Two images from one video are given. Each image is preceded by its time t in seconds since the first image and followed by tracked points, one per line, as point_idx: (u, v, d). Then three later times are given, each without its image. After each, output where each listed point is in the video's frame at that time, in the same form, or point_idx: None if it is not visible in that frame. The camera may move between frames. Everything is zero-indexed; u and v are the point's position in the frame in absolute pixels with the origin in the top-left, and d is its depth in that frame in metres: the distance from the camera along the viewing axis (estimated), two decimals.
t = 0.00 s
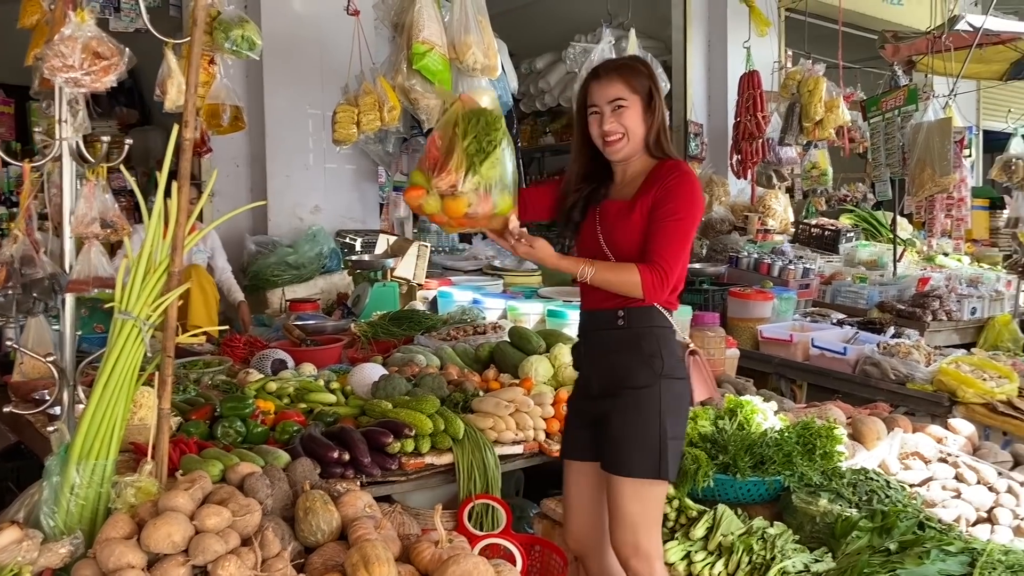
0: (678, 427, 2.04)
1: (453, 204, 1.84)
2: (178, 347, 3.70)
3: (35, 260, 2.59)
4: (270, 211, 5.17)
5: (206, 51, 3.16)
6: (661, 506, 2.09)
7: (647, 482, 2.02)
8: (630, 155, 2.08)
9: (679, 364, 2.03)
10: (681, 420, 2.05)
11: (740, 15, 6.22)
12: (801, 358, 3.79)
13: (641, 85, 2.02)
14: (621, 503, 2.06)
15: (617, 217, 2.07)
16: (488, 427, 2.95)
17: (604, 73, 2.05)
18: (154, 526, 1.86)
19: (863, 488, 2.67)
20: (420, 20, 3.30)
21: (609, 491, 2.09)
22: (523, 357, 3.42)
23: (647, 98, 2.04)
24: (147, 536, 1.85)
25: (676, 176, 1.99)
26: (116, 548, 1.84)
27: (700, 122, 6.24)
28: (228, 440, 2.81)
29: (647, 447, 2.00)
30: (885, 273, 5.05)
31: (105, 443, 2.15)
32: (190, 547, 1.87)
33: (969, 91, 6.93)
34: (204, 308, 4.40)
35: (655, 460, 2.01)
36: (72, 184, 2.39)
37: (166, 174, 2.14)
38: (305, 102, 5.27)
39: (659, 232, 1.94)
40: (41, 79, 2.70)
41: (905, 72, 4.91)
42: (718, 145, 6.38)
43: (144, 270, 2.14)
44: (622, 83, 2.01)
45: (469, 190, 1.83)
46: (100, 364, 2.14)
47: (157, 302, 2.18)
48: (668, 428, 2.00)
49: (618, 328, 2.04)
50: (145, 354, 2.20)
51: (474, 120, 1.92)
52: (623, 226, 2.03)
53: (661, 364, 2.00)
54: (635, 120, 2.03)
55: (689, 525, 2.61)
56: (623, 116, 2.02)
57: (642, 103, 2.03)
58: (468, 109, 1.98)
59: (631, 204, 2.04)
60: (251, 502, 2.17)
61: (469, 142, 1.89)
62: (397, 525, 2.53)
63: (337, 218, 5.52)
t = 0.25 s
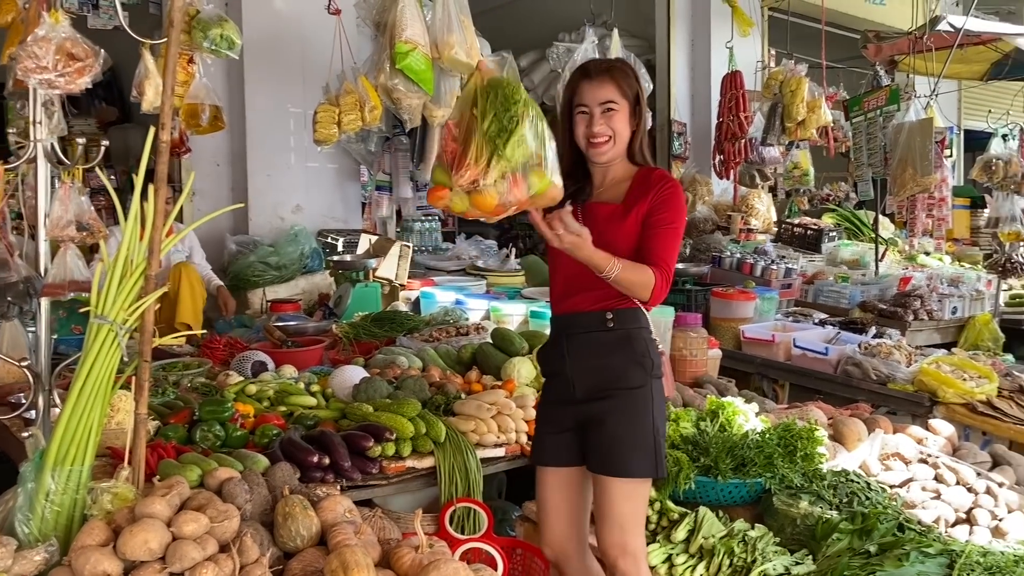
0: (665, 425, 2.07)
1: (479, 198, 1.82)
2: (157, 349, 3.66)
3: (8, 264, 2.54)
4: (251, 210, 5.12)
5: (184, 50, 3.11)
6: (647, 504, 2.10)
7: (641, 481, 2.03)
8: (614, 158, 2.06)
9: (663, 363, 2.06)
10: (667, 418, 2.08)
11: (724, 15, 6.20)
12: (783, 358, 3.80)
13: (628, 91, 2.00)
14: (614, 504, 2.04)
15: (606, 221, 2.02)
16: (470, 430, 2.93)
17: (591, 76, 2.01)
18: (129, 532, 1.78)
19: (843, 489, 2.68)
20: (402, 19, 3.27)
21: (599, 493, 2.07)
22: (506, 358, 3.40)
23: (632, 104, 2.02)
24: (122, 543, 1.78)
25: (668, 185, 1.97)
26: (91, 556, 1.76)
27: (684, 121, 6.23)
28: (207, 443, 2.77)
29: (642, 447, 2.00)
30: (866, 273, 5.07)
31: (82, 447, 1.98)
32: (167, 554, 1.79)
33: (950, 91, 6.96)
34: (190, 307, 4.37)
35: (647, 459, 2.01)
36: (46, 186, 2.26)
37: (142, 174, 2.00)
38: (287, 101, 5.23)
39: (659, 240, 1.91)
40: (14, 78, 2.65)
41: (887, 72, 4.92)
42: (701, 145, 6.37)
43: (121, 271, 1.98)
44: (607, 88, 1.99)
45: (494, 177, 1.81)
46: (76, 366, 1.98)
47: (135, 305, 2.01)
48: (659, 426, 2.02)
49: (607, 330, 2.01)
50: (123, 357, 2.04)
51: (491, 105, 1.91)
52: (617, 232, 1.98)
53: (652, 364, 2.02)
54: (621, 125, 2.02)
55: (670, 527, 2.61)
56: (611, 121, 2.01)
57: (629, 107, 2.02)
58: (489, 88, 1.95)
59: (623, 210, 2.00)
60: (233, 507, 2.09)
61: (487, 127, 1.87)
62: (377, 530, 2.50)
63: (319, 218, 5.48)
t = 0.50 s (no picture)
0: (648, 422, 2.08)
1: (492, 193, 1.80)
2: (141, 348, 3.63)
3: None
4: (235, 208, 5.09)
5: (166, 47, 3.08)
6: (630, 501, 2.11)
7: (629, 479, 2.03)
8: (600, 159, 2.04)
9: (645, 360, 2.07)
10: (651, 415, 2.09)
11: (710, 13, 6.20)
12: (768, 356, 3.81)
13: (614, 93, 1.98)
14: (600, 504, 2.04)
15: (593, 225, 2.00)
16: (455, 430, 2.92)
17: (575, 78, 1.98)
18: (110, 536, 1.75)
19: (827, 488, 2.69)
20: (388, 17, 3.25)
21: (585, 492, 2.06)
22: (492, 357, 3.40)
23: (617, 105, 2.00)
24: (103, 546, 1.74)
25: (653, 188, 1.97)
26: (72, 559, 1.72)
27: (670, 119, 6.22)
28: (191, 444, 2.74)
29: (629, 445, 2.01)
30: (851, 271, 5.09)
31: (63, 448, 1.92)
32: (149, 557, 1.76)
33: (934, 90, 7.00)
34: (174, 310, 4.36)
35: (633, 457, 2.02)
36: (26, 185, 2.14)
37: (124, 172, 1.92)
38: (271, 99, 5.19)
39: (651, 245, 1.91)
40: None
41: (872, 71, 4.94)
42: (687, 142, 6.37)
43: (102, 272, 1.92)
44: (594, 90, 1.96)
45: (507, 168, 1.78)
46: (58, 365, 1.92)
47: (117, 305, 1.95)
48: (645, 423, 2.04)
49: (592, 329, 2.00)
50: (105, 357, 1.98)
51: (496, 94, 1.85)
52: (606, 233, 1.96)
53: (636, 361, 2.03)
54: (608, 125, 2.00)
55: (655, 526, 2.61)
56: (597, 122, 1.98)
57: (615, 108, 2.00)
58: (495, 73, 1.88)
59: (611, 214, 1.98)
60: (216, 509, 2.06)
61: (493, 117, 1.82)
62: (362, 531, 2.48)
63: (304, 216, 5.44)
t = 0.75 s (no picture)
0: (636, 423, 2.05)
1: (476, 209, 1.71)
2: (124, 346, 3.59)
3: None
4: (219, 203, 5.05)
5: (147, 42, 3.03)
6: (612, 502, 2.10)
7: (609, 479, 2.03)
8: (564, 168, 2.01)
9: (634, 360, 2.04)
10: (639, 415, 2.06)
11: (695, 9, 6.19)
12: (752, 352, 3.83)
13: (554, 106, 1.91)
14: (577, 505, 2.04)
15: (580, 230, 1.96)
16: (440, 428, 2.91)
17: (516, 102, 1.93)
18: (92, 537, 1.72)
19: (810, 485, 2.71)
20: (373, 12, 3.22)
21: (563, 491, 2.06)
22: (477, 355, 3.40)
23: (566, 113, 1.93)
24: (84, 548, 1.71)
25: (628, 184, 1.94)
26: (53, 560, 1.69)
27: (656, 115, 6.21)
28: (174, 443, 2.72)
29: (609, 445, 2.00)
30: (835, 266, 5.12)
31: (43, 449, 1.88)
32: (131, 558, 1.74)
33: (917, 87, 7.03)
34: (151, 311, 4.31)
35: (614, 458, 2.01)
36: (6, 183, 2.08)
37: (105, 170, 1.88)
38: (255, 94, 5.15)
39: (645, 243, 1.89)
40: None
41: (856, 68, 4.96)
42: (672, 139, 6.35)
43: (82, 271, 1.89)
44: (535, 109, 1.90)
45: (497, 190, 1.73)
46: (38, 364, 1.88)
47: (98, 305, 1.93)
48: (629, 423, 2.02)
49: (573, 331, 1.99)
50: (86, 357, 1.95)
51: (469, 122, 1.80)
52: (597, 241, 1.94)
53: (620, 362, 2.00)
54: (559, 138, 1.95)
55: (640, 523, 2.61)
56: (545, 141, 1.93)
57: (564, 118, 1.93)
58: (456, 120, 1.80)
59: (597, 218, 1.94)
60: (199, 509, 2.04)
61: (465, 144, 1.74)
62: (346, 529, 2.46)
63: (288, 212, 5.41)
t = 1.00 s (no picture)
0: (624, 427, 2.00)
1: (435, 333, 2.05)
2: (110, 342, 3.57)
3: None
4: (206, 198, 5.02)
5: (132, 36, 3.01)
6: (588, 506, 2.05)
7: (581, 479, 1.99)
8: (528, 183, 2.00)
9: (625, 366, 2.00)
10: (630, 419, 2.01)
11: (684, 4, 6.18)
12: (740, 347, 3.84)
13: (494, 129, 1.90)
14: (546, 500, 2.02)
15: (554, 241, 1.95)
16: (428, 424, 2.92)
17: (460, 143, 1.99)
18: (79, 534, 1.70)
19: (798, 479, 2.72)
20: (360, 7, 3.20)
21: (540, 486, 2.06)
22: (466, 350, 3.40)
23: (509, 132, 1.91)
24: (71, 545, 1.70)
25: (585, 183, 1.90)
26: (39, 558, 1.67)
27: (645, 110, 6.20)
28: (161, 440, 2.71)
29: (584, 443, 1.98)
30: (823, 261, 5.14)
31: (29, 445, 1.87)
32: (118, 555, 1.72)
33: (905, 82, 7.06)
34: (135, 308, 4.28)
35: (591, 458, 1.98)
36: None
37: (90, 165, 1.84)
38: (243, 89, 5.12)
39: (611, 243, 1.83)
40: None
41: (845, 63, 4.98)
42: (661, 134, 6.35)
43: (68, 268, 1.86)
44: (475, 138, 1.91)
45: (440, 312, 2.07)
46: (23, 363, 1.87)
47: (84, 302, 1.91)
48: (609, 426, 1.97)
49: (563, 331, 2.00)
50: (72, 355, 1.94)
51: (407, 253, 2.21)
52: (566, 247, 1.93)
53: (605, 363, 1.97)
54: (506, 159, 1.94)
55: (628, 518, 2.60)
56: (493, 163, 1.94)
57: (509, 138, 1.91)
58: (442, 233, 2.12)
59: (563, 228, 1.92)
60: (186, 505, 2.02)
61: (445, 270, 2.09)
62: (334, 526, 2.45)
63: (277, 207, 5.38)
